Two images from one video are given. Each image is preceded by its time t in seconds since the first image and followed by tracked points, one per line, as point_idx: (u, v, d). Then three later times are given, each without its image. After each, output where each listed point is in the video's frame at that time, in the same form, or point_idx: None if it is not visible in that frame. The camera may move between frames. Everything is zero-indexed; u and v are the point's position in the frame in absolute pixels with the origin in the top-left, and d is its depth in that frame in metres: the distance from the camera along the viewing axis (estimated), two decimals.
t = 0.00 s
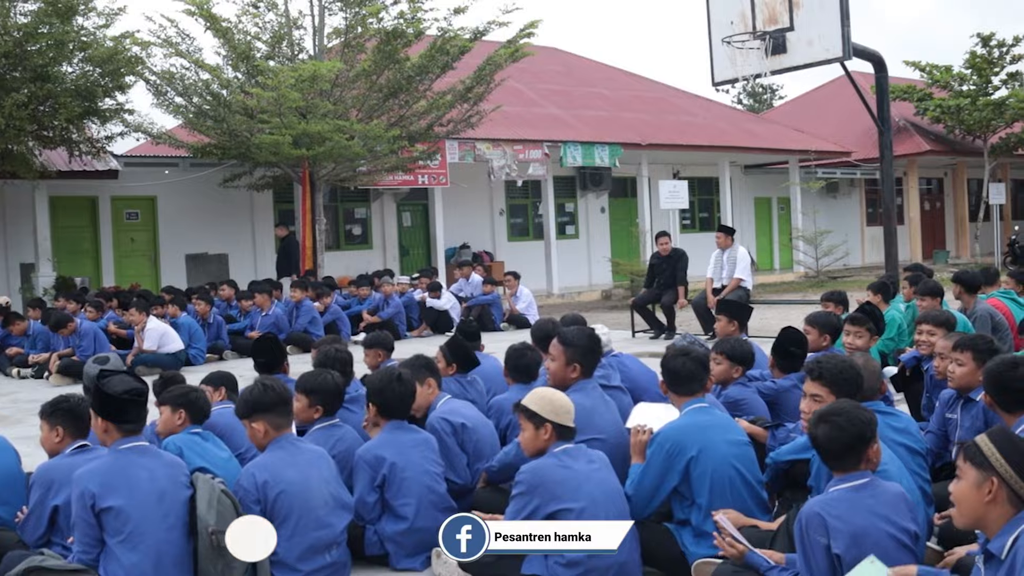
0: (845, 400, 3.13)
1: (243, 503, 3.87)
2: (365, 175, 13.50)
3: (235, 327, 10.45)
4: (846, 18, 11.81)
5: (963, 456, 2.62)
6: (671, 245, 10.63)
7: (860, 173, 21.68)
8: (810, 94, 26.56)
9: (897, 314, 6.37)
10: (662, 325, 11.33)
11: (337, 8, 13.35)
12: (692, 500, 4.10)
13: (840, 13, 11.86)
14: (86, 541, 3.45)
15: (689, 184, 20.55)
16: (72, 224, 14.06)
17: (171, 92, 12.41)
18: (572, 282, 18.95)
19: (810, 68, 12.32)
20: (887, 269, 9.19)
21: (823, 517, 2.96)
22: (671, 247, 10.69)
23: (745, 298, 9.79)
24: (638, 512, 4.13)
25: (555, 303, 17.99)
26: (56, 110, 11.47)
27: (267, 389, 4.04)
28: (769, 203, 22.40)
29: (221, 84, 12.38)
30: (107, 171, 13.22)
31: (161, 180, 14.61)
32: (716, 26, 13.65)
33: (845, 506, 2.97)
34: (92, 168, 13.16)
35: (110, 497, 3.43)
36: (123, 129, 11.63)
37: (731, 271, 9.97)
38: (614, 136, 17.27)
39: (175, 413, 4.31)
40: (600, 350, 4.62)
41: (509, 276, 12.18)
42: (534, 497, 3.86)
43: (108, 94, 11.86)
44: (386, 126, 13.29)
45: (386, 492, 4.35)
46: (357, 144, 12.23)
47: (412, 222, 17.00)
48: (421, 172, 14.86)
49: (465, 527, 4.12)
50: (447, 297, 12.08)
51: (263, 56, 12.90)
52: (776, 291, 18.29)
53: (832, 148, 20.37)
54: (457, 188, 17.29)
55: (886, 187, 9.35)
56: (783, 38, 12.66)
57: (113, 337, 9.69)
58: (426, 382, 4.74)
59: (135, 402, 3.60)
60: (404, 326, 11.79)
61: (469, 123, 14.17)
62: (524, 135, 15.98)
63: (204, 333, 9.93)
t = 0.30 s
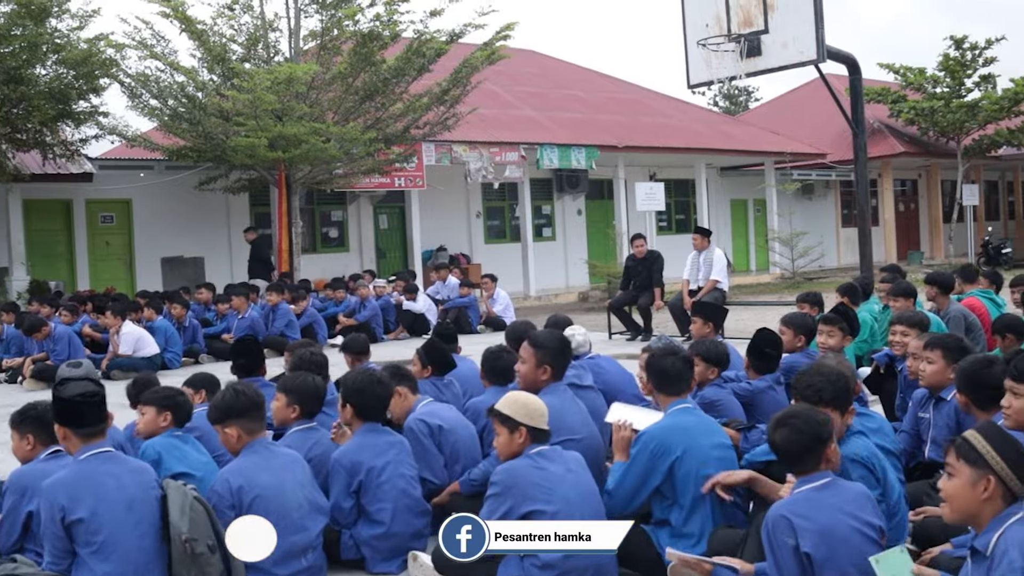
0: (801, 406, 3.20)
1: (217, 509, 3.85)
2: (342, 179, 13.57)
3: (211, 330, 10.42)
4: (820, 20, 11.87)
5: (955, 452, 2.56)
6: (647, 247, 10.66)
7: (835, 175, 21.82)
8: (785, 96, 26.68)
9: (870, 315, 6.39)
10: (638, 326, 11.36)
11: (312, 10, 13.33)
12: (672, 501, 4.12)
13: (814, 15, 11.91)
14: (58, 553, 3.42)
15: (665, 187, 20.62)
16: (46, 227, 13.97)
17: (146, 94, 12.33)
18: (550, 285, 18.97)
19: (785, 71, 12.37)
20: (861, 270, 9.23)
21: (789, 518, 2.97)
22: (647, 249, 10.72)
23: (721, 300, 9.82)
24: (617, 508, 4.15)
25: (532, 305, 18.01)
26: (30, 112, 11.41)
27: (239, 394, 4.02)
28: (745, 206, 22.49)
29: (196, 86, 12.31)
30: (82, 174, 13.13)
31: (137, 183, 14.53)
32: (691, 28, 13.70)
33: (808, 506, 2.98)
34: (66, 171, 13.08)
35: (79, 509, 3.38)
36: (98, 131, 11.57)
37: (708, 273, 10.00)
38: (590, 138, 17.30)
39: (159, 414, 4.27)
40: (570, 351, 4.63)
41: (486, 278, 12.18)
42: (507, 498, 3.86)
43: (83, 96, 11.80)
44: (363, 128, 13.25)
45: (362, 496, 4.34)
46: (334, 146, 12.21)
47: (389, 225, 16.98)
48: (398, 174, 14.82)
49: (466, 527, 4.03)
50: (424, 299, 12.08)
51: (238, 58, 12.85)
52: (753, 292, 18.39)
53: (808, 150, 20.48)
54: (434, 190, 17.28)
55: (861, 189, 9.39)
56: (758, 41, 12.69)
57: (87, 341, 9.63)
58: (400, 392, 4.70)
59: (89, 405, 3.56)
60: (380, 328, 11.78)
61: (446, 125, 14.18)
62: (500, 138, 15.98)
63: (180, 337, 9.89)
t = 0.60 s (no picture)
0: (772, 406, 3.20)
1: (190, 514, 3.80)
2: (319, 181, 13.45)
3: (186, 333, 10.40)
4: (795, 23, 11.92)
5: (929, 454, 2.60)
6: (624, 249, 10.68)
7: (811, 177, 21.94)
8: (762, 98, 26.79)
9: (847, 316, 6.43)
10: (615, 328, 11.39)
11: (288, 12, 13.31)
12: (653, 500, 4.15)
13: (789, 19, 11.96)
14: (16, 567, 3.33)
15: (642, 188, 20.68)
16: (20, 230, 13.87)
17: (120, 96, 12.26)
18: (527, 287, 18.98)
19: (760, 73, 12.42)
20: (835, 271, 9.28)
21: (765, 522, 2.98)
22: (623, 251, 10.75)
23: (697, 301, 9.85)
24: (597, 505, 4.15)
25: (509, 307, 18.02)
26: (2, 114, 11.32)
27: (212, 397, 3.98)
28: (721, 207, 22.58)
29: (172, 88, 12.24)
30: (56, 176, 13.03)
31: (113, 185, 14.45)
32: (667, 30, 13.74)
33: (784, 509, 2.99)
34: (39, 174, 12.98)
35: (33, 521, 3.31)
36: (72, 133, 11.50)
37: (684, 274, 10.03)
38: (567, 140, 17.32)
39: (144, 415, 4.19)
40: (542, 354, 4.62)
41: (463, 280, 12.17)
42: (484, 500, 3.86)
43: (57, 98, 11.74)
44: (339, 130, 13.22)
45: (341, 499, 4.27)
46: (310, 148, 12.18)
47: (366, 226, 16.96)
48: (374, 176, 14.76)
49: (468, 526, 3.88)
50: (401, 302, 12.07)
51: (214, 60, 12.78)
52: (729, 293, 18.48)
53: (784, 152, 20.58)
54: (411, 192, 17.26)
55: (835, 190, 9.43)
56: (734, 43, 12.74)
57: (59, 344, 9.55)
58: (375, 400, 4.67)
59: (20, 418, 3.48)
60: (357, 331, 11.76)
61: (422, 127, 14.19)
62: (477, 140, 15.97)
63: (155, 340, 9.86)
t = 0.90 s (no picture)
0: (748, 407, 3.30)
1: (163, 517, 3.71)
2: (294, 182, 13.44)
3: (160, 335, 10.36)
4: (769, 27, 11.99)
5: (884, 465, 2.67)
6: (599, 251, 10.71)
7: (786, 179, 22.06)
8: (738, 101, 26.90)
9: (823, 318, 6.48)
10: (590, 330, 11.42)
11: (264, 12, 13.28)
12: (627, 500, 4.15)
13: (764, 22, 12.03)
14: None
15: (618, 190, 20.72)
16: None
17: (95, 96, 12.17)
18: (503, 289, 18.98)
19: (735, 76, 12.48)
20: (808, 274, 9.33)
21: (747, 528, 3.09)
22: (599, 253, 10.78)
23: (672, 303, 9.89)
24: (573, 502, 4.18)
25: (485, 309, 18.02)
26: None
27: (187, 398, 3.94)
28: (697, 210, 22.65)
29: (146, 88, 12.16)
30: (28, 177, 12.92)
31: (86, 186, 14.35)
32: (643, 33, 13.79)
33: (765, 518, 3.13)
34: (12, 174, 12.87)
35: (6, 525, 3.26)
36: (44, 133, 11.41)
37: (659, 276, 10.07)
38: (543, 142, 17.34)
39: (113, 420, 4.13)
40: (517, 357, 4.61)
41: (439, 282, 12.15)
42: (457, 502, 3.88)
43: (30, 98, 11.65)
44: (315, 131, 13.17)
45: (315, 502, 4.23)
46: (285, 149, 12.14)
47: (342, 228, 16.95)
48: (350, 178, 14.72)
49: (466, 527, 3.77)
50: (376, 303, 12.05)
51: (189, 60, 12.73)
52: (704, 295, 18.55)
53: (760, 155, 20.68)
54: (387, 194, 17.23)
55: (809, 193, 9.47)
56: (709, 46, 12.80)
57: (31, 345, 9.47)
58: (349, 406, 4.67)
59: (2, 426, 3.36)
60: (333, 332, 11.72)
61: (398, 128, 14.19)
62: (453, 142, 15.96)
63: (129, 341, 9.81)
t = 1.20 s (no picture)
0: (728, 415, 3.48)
1: (134, 520, 3.67)
2: (268, 184, 13.41)
3: (134, 337, 10.33)
4: (743, 30, 12.06)
5: (853, 472, 2.71)
6: (574, 253, 10.75)
7: (761, 182, 22.18)
8: (713, 103, 27.01)
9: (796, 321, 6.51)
10: (564, 331, 11.43)
11: (238, 13, 13.25)
12: (601, 500, 4.15)
13: (738, 25, 12.09)
14: None
15: (593, 192, 20.75)
16: None
17: (67, 96, 12.08)
18: (478, 291, 18.97)
19: (709, 78, 12.54)
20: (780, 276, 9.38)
21: (726, 531, 3.16)
22: (574, 255, 10.82)
23: (647, 305, 9.93)
24: (548, 504, 4.14)
25: (460, 310, 18.01)
26: None
27: (161, 399, 3.93)
28: (672, 212, 22.73)
29: (119, 89, 12.07)
30: None
31: (58, 187, 14.24)
32: (617, 36, 13.85)
33: (733, 519, 3.18)
34: None
35: None
36: (15, 134, 11.30)
37: (634, 279, 10.12)
38: (518, 144, 17.37)
39: (82, 424, 4.09)
40: (490, 358, 4.61)
41: (414, 284, 12.13)
42: (430, 504, 3.87)
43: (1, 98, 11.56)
44: (289, 132, 13.11)
45: (286, 505, 4.17)
46: (260, 151, 12.09)
47: (316, 230, 16.91)
48: (324, 179, 14.67)
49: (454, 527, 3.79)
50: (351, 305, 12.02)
51: (162, 61, 12.66)
52: (679, 297, 18.63)
53: (734, 157, 20.78)
54: (362, 196, 17.20)
55: (783, 196, 9.51)
56: (683, 49, 12.85)
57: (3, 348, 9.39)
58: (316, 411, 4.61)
59: (10, 422, 3.42)
60: (308, 335, 11.68)
61: (374, 130, 14.17)
62: (428, 143, 15.95)
63: (101, 344, 9.78)
